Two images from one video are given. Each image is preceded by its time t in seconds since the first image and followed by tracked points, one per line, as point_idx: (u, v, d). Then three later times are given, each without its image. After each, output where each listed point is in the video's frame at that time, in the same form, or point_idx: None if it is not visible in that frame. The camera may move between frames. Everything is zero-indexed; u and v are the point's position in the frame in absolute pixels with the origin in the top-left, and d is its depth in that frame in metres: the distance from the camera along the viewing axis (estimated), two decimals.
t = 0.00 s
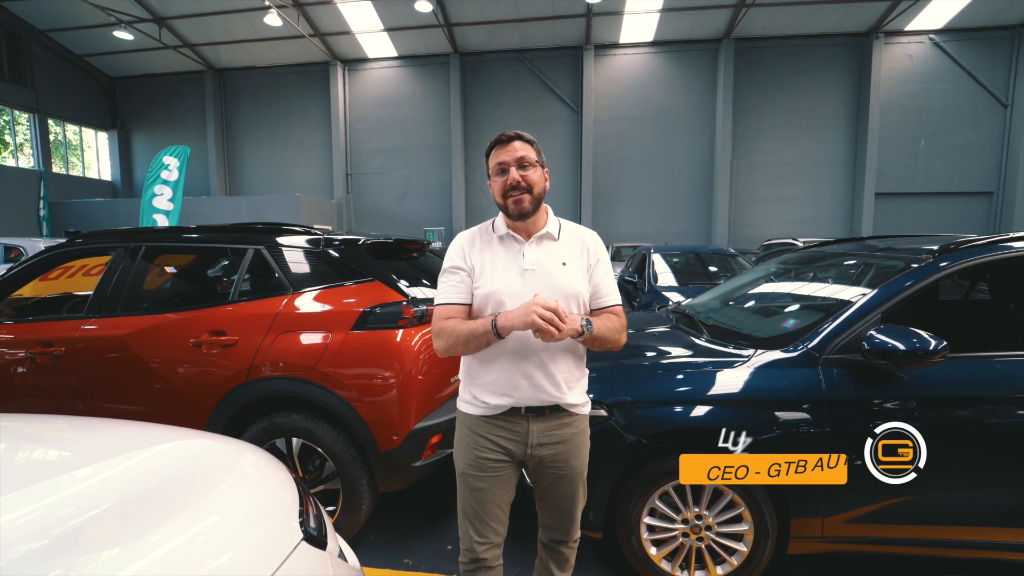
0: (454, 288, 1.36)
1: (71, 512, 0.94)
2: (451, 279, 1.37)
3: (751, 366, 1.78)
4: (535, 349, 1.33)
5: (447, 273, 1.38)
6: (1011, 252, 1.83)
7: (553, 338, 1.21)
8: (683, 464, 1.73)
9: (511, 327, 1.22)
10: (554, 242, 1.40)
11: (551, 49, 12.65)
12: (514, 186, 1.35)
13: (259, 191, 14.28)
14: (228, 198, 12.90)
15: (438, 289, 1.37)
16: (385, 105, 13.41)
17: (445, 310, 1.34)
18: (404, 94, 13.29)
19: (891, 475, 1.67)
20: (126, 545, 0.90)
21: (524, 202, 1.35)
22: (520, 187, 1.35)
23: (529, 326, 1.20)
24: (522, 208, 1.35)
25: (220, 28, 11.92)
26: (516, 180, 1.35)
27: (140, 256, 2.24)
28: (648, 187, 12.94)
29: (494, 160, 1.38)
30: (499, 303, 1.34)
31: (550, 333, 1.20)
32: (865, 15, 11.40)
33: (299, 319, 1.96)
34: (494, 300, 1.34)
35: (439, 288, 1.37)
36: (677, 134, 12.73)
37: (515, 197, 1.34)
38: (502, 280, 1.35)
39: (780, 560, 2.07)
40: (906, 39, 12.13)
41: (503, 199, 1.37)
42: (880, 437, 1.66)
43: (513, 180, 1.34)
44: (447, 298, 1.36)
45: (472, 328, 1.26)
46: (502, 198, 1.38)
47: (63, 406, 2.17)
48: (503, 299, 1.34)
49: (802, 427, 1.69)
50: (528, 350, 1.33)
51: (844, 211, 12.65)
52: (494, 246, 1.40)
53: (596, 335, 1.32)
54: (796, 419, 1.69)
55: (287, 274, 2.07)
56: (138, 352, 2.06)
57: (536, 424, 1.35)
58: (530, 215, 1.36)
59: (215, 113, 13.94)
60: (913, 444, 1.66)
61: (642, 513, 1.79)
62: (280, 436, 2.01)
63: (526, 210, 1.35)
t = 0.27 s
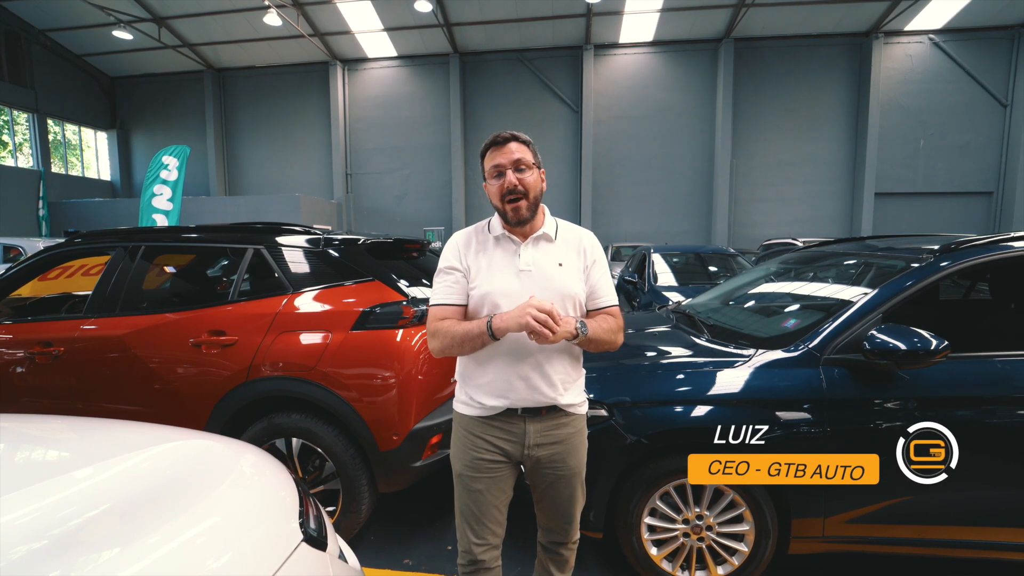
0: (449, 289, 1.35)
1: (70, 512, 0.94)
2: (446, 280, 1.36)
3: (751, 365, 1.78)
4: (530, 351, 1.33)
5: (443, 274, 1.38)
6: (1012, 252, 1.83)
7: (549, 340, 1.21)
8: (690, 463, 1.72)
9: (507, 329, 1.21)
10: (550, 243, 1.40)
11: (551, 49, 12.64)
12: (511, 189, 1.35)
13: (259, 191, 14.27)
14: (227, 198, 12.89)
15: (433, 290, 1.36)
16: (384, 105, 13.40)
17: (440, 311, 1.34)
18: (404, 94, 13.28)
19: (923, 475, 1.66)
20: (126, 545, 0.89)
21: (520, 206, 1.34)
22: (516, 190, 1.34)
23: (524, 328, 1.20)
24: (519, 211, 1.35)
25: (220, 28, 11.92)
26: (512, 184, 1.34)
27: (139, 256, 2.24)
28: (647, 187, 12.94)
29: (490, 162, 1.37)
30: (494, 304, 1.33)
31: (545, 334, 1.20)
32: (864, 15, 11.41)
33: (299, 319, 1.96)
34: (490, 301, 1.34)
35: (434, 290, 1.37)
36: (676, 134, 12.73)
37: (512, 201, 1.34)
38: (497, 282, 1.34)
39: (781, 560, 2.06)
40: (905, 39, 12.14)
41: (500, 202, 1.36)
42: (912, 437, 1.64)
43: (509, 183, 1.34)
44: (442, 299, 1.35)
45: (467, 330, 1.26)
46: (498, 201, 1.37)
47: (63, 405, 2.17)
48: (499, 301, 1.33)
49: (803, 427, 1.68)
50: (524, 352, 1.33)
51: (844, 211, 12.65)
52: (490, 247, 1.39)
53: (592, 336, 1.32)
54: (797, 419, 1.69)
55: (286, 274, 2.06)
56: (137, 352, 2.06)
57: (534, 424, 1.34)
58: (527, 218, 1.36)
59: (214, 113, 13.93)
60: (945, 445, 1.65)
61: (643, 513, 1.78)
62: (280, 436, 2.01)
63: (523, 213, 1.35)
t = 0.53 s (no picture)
0: (444, 289, 1.35)
1: (69, 512, 0.94)
2: (440, 280, 1.36)
3: (752, 365, 1.77)
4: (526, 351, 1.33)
5: (437, 273, 1.38)
6: (1013, 251, 1.83)
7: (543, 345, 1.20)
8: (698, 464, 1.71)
9: (499, 333, 1.21)
10: (546, 240, 1.39)
11: (551, 49, 12.64)
12: (506, 187, 1.34)
13: (258, 191, 14.26)
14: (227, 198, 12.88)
15: (427, 290, 1.36)
16: (384, 105, 13.40)
17: (435, 311, 1.34)
18: (404, 94, 13.28)
19: (914, 474, 1.66)
20: (125, 545, 0.89)
21: (516, 204, 1.34)
22: (512, 189, 1.34)
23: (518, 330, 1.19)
24: (514, 210, 1.35)
25: (220, 28, 11.91)
26: (508, 182, 1.34)
27: (139, 256, 2.23)
28: (647, 187, 12.94)
29: (486, 160, 1.38)
30: (488, 304, 1.33)
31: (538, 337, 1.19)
32: (864, 15, 11.41)
33: (299, 319, 1.95)
34: (484, 301, 1.33)
35: (428, 289, 1.37)
36: (676, 134, 12.73)
37: (507, 199, 1.34)
38: (492, 281, 1.34)
39: (782, 561, 2.06)
40: (905, 39, 12.14)
41: (495, 201, 1.36)
42: (903, 438, 1.64)
43: (505, 181, 1.33)
44: (437, 298, 1.35)
45: (461, 331, 1.25)
46: (493, 199, 1.37)
47: (63, 406, 2.16)
48: (494, 300, 1.33)
49: (803, 427, 1.68)
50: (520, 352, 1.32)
51: (844, 211, 12.65)
52: (485, 246, 1.39)
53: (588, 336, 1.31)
54: (797, 419, 1.68)
55: (286, 274, 2.06)
56: (137, 352, 2.05)
57: (531, 425, 1.34)
58: (522, 217, 1.36)
59: (213, 112, 13.92)
60: (935, 445, 1.64)
61: (643, 513, 1.78)
62: (280, 436, 2.00)
63: (519, 211, 1.35)
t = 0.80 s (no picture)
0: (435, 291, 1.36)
1: (69, 513, 0.93)
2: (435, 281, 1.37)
3: (753, 365, 1.76)
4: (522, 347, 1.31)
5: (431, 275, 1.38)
6: (1015, 251, 1.82)
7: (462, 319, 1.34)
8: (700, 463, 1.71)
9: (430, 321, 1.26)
10: (542, 238, 1.38)
11: (551, 49, 12.64)
12: (502, 187, 1.34)
13: (258, 191, 14.26)
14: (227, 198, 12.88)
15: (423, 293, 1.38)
16: (385, 105, 13.40)
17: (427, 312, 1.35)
18: (403, 93, 13.28)
19: (910, 474, 1.66)
20: (126, 546, 0.89)
21: (512, 204, 1.34)
22: (508, 188, 1.34)
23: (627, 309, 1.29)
24: (511, 209, 1.34)
25: (220, 28, 11.92)
26: (504, 182, 1.34)
27: (138, 256, 2.23)
28: (647, 187, 12.93)
29: (481, 160, 1.37)
30: (485, 302, 1.32)
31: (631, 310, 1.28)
32: (865, 15, 11.40)
33: (299, 319, 1.95)
34: (479, 300, 1.32)
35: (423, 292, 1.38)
36: (676, 133, 12.72)
37: (504, 199, 1.34)
38: (488, 280, 1.33)
39: (782, 561, 2.05)
40: (906, 38, 12.13)
41: (491, 200, 1.36)
42: (900, 440, 1.64)
43: (501, 181, 1.33)
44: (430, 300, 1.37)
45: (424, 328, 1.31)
46: (489, 199, 1.37)
47: (62, 406, 2.16)
48: (489, 298, 1.32)
49: (805, 427, 1.67)
50: (515, 348, 1.31)
51: (844, 211, 12.64)
52: (480, 245, 1.38)
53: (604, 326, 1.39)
54: (798, 419, 1.68)
55: (286, 274, 2.05)
56: (136, 352, 2.05)
57: (531, 428, 1.34)
58: (520, 216, 1.36)
59: (213, 112, 13.91)
60: (932, 445, 1.64)
61: (644, 514, 1.78)
62: (279, 437, 2.00)
63: (515, 211, 1.35)
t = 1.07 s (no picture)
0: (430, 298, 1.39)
1: (70, 513, 0.93)
2: (429, 288, 1.39)
3: (754, 365, 1.76)
4: (517, 351, 1.31)
5: (426, 281, 1.40)
6: (1016, 251, 1.81)
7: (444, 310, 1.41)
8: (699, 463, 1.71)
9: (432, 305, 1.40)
10: (537, 240, 1.38)
11: (551, 49, 12.63)
12: (494, 189, 1.34)
13: (259, 191, 14.26)
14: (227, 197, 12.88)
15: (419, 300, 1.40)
16: (385, 105, 13.40)
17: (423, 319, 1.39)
18: (404, 93, 13.28)
19: (910, 474, 1.66)
20: (126, 547, 0.89)
21: (505, 205, 1.33)
22: (499, 190, 1.34)
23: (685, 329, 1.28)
24: (503, 211, 1.34)
25: (220, 28, 11.92)
26: (495, 183, 1.34)
27: (138, 256, 2.22)
28: (647, 187, 12.92)
29: (471, 162, 1.37)
30: (480, 306, 1.32)
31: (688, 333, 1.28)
32: (865, 15, 11.40)
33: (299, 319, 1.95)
34: (474, 305, 1.32)
35: (419, 299, 1.40)
36: (676, 133, 12.72)
37: (496, 201, 1.33)
38: (482, 284, 1.32)
39: (783, 561, 2.05)
40: (906, 38, 12.13)
41: (483, 203, 1.36)
42: (900, 440, 1.64)
43: (492, 183, 1.33)
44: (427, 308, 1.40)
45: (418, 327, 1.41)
46: (481, 201, 1.36)
47: (62, 406, 2.16)
48: (484, 302, 1.32)
49: (805, 427, 1.67)
50: (511, 352, 1.31)
51: (844, 211, 12.64)
52: (474, 248, 1.37)
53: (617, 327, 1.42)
54: (799, 419, 1.67)
55: (286, 274, 2.05)
56: (137, 352, 2.05)
57: (528, 431, 1.33)
58: (512, 217, 1.35)
59: (213, 112, 13.90)
60: (932, 445, 1.63)
61: (644, 514, 1.77)
62: (279, 437, 2.00)
63: (507, 212, 1.34)
